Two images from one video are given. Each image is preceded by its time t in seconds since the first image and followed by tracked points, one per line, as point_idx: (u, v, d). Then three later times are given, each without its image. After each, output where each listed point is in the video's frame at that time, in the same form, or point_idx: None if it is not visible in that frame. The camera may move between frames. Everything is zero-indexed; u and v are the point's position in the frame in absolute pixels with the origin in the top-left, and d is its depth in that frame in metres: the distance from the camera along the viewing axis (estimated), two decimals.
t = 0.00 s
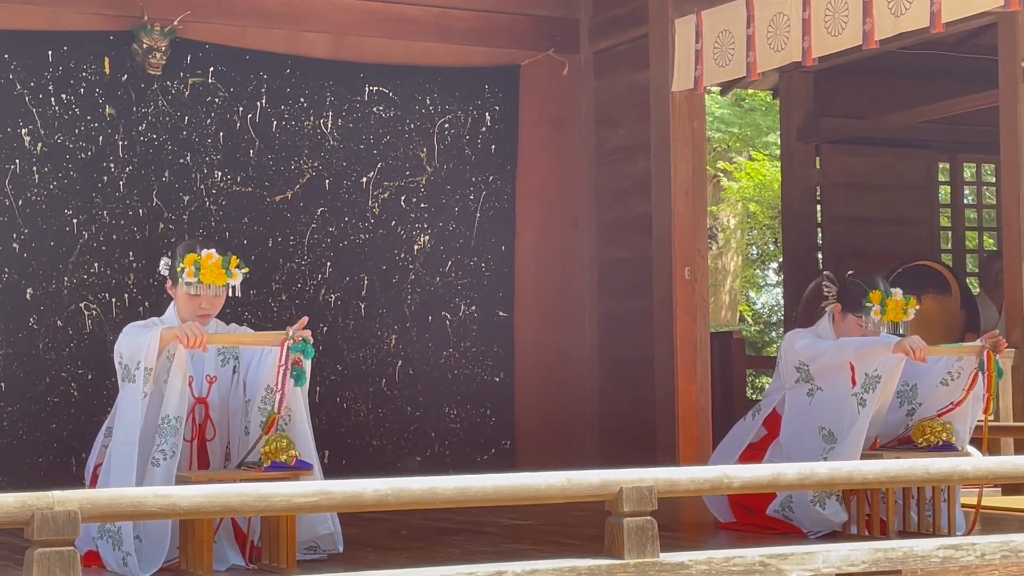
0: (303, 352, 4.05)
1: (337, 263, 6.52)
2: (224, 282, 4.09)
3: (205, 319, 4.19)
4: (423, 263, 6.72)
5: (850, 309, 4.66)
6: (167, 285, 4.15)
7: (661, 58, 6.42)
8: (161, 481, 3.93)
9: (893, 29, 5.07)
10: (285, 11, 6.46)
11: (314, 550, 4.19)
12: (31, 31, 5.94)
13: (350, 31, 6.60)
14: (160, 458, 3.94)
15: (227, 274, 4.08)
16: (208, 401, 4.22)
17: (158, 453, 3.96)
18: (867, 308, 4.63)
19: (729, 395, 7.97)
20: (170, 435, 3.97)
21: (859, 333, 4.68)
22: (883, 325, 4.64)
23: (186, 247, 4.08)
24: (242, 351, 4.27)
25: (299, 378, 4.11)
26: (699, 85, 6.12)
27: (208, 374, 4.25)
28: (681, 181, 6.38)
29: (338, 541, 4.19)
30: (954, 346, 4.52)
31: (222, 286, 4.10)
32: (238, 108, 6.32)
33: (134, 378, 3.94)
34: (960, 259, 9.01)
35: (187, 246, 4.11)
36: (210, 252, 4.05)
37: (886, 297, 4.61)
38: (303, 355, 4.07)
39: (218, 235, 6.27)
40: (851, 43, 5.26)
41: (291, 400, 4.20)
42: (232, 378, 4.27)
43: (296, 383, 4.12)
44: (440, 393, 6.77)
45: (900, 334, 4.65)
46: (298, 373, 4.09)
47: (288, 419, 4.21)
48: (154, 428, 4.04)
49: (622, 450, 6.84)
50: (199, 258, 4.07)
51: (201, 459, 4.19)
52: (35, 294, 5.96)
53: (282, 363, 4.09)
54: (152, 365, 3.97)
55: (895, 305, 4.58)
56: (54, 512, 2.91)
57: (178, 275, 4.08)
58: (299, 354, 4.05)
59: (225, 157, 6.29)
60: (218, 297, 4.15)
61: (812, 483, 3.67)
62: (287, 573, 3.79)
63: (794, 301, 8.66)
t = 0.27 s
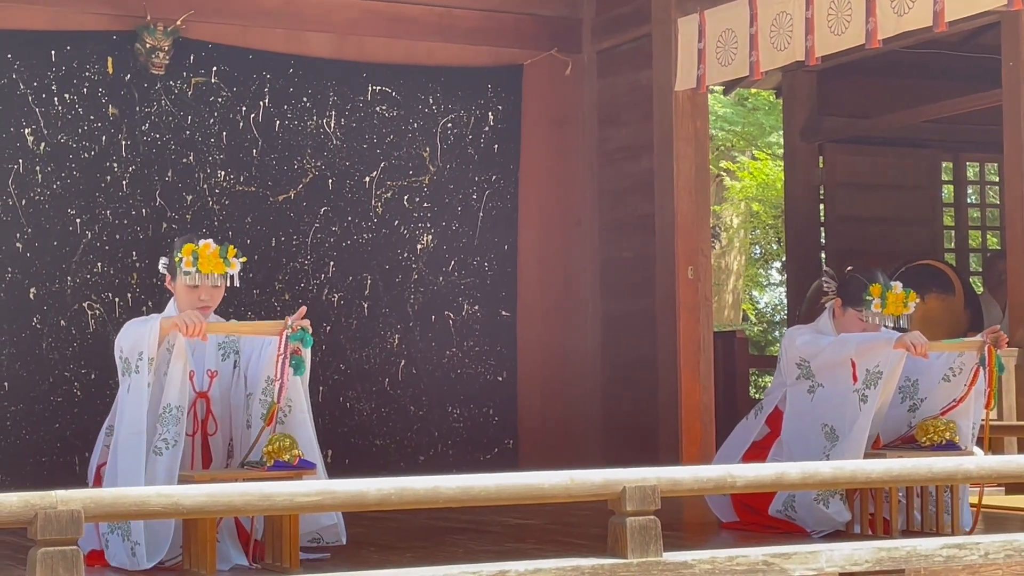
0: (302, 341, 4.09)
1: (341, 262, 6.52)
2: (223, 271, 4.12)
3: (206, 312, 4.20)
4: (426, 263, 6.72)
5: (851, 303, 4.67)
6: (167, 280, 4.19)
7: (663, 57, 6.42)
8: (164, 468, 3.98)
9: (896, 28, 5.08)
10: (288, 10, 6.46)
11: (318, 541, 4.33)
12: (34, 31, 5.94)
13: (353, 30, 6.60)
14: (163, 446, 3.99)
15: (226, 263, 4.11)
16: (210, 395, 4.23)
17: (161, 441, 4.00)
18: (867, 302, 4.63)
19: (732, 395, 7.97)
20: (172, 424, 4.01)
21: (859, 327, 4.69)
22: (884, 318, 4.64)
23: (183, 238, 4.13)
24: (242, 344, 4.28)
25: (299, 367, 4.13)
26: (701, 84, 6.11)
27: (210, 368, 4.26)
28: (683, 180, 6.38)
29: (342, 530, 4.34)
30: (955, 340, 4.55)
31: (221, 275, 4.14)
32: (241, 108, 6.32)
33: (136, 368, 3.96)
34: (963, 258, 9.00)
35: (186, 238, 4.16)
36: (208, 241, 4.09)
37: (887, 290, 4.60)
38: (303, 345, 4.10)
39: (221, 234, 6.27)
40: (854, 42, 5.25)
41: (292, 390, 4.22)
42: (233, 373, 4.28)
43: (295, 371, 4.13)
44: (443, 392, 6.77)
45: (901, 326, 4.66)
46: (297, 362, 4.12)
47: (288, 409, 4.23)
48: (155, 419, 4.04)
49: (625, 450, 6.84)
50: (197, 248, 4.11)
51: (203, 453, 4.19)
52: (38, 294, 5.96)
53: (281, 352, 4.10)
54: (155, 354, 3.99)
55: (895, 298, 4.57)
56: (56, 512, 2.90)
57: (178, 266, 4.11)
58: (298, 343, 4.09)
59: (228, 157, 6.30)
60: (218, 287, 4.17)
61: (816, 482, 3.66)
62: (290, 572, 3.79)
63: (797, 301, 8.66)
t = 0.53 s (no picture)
0: (301, 331, 4.11)
1: (344, 262, 6.53)
2: (221, 262, 4.14)
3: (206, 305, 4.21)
4: (430, 262, 6.73)
5: (846, 293, 4.68)
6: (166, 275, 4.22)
7: (667, 57, 6.42)
8: (167, 460, 3.99)
9: (899, 27, 5.06)
10: (291, 9, 6.45)
11: (318, 535, 4.42)
12: (37, 31, 5.94)
13: (356, 29, 6.58)
14: (165, 438, 4.01)
15: (223, 254, 4.13)
16: (210, 390, 4.24)
17: (164, 433, 4.02)
18: (862, 289, 4.67)
19: (736, 394, 7.97)
20: (174, 415, 4.01)
21: (854, 317, 4.70)
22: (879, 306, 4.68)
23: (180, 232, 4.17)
24: (242, 337, 4.26)
25: (299, 357, 4.16)
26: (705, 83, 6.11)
27: (210, 363, 4.26)
28: (687, 179, 6.37)
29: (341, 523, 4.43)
30: (950, 330, 4.58)
31: (220, 267, 4.15)
32: (245, 107, 6.33)
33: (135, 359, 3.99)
34: (966, 257, 9.00)
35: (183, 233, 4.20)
36: (205, 233, 4.12)
37: (881, 278, 4.65)
38: (301, 335, 4.13)
39: (225, 234, 6.28)
40: (858, 41, 5.25)
41: (291, 381, 4.23)
42: (234, 367, 4.27)
43: (295, 362, 4.16)
44: (446, 391, 6.77)
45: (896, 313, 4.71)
46: (296, 353, 4.15)
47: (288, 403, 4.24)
48: (157, 411, 4.05)
49: (628, 449, 6.84)
50: (195, 240, 4.14)
51: (203, 447, 4.22)
52: (42, 293, 5.97)
53: (280, 343, 4.12)
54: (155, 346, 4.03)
55: (889, 286, 4.62)
56: (61, 512, 2.90)
57: (176, 258, 4.13)
58: (297, 333, 4.11)
59: (231, 156, 6.30)
60: (217, 279, 4.18)
61: (819, 481, 3.66)
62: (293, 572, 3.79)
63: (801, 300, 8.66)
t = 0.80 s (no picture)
0: (298, 322, 4.14)
1: (346, 261, 6.53)
2: (218, 253, 4.21)
3: (205, 299, 4.27)
4: (432, 261, 6.73)
5: (839, 281, 4.76)
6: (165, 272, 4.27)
7: (669, 56, 6.42)
8: (167, 453, 4.02)
9: (902, 27, 5.05)
10: (294, 9, 6.45)
11: (316, 529, 4.52)
12: (40, 30, 5.94)
13: (359, 29, 6.59)
14: (166, 430, 4.04)
15: (220, 245, 4.21)
16: (210, 383, 4.25)
17: (164, 425, 4.04)
18: (854, 274, 4.71)
19: (739, 393, 7.97)
20: (174, 408, 4.05)
21: (848, 305, 4.77)
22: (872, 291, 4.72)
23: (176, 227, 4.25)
24: (241, 331, 4.30)
25: (296, 349, 4.21)
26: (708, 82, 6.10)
27: (210, 357, 4.27)
28: (690, 179, 6.37)
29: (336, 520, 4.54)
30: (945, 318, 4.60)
31: (217, 258, 4.22)
32: (247, 107, 6.33)
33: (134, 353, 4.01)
34: (969, 256, 9.00)
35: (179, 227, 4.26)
36: (202, 225, 4.19)
37: (872, 261, 4.69)
38: (298, 326, 4.15)
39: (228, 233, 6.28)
40: (861, 41, 5.24)
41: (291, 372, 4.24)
42: (234, 361, 4.30)
43: (294, 353, 4.22)
44: (449, 390, 6.77)
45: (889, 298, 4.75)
46: (294, 344, 4.20)
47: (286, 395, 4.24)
48: (157, 404, 4.09)
49: (631, 448, 6.84)
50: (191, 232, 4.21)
51: (203, 440, 4.23)
52: (45, 293, 5.97)
53: (279, 335, 4.14)
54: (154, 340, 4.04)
55: (880, 270, 4.66)
56: (63, 511, 2.90)
57: (173, 250, 4.19)
58: (294, 325, 4.13)
59: (234, 156, 6.30)
60: (215, 272, 4.25)
61: (823, 481, 3.65)
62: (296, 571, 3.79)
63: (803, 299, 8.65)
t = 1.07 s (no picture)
0: (296, 320, 4.14)
1: (349, 261, 6.53)
2: (215, 248, 4.24)
3: (202, 295, 4.29)
4: (435, 261, 6.73)
5: (828, 271, 4.82)
6: (162, 269, 4.29)
7: (672, 55, 6.41)
8: (167, 449, 4.01)
9: (905, 26, 5.05)
10: (297, 8, 6.45)
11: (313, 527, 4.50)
12: (43, 30, 5.95)
13: (362, 28, 6.60)
14: (165, 427, 4.03)
15: (217, 240, 4.23)
16: (209, 378, 4.28)
17: (163, 422, 4.04)
18: (843, 260, 4.77)
19: (741, 393, 7.97)
20: (173, 405, 4.05)
21: (839, 292, 4.83)
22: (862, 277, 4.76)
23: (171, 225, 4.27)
24: (239, 328, 4.31)
25: (294, 345, 4.21)
26: (710, 82, 6.09)
27: (208, 354, 4.30)
28: (692, 178, 6.37)
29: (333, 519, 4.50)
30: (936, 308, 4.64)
31: (213, 253, 4.24)
32: (250, 106, 6.33)
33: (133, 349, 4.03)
34: (972, 256, 8.99)
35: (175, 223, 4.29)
36: (198, 220, 4.22)
37: (860, 246, 4.74)
38: (296, 324, 4.16)
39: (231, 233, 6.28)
40: (864, 40, 5.24)
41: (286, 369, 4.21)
42: (232, 357, 4.32)
43: (292, 351, 4.21)
44: (452, 389, 6.77)
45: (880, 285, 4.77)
46: (292, 340, 4.19)
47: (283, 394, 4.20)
48: (156, 401, 4.10)
49: (633, 448, 6.84)
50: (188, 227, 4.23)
51: (204, 434, 4.24)
52: (48, 293, 5.97)
53: (275, 333, 4.17)
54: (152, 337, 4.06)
55: (868, 254, 4.71)
56: (67, 511, 2.89)
57: (170, 245, 4.22)
58: (292, 322, 4.15)
59: (237, 155, 6.30)
60: (211, 268, 4.27)
61: (825, 480, 3.65)
62: (299, 571, 3.79)
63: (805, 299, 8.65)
